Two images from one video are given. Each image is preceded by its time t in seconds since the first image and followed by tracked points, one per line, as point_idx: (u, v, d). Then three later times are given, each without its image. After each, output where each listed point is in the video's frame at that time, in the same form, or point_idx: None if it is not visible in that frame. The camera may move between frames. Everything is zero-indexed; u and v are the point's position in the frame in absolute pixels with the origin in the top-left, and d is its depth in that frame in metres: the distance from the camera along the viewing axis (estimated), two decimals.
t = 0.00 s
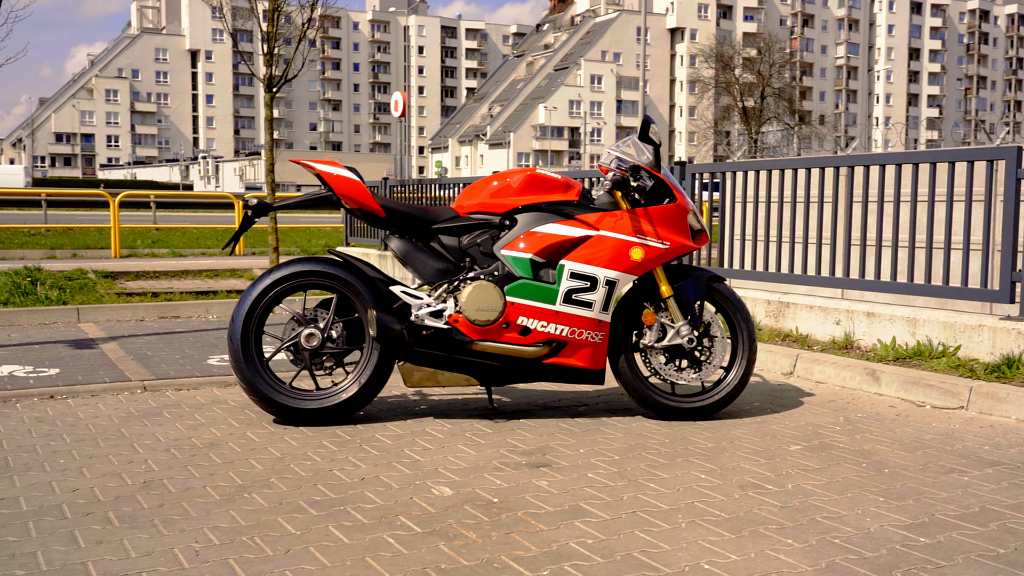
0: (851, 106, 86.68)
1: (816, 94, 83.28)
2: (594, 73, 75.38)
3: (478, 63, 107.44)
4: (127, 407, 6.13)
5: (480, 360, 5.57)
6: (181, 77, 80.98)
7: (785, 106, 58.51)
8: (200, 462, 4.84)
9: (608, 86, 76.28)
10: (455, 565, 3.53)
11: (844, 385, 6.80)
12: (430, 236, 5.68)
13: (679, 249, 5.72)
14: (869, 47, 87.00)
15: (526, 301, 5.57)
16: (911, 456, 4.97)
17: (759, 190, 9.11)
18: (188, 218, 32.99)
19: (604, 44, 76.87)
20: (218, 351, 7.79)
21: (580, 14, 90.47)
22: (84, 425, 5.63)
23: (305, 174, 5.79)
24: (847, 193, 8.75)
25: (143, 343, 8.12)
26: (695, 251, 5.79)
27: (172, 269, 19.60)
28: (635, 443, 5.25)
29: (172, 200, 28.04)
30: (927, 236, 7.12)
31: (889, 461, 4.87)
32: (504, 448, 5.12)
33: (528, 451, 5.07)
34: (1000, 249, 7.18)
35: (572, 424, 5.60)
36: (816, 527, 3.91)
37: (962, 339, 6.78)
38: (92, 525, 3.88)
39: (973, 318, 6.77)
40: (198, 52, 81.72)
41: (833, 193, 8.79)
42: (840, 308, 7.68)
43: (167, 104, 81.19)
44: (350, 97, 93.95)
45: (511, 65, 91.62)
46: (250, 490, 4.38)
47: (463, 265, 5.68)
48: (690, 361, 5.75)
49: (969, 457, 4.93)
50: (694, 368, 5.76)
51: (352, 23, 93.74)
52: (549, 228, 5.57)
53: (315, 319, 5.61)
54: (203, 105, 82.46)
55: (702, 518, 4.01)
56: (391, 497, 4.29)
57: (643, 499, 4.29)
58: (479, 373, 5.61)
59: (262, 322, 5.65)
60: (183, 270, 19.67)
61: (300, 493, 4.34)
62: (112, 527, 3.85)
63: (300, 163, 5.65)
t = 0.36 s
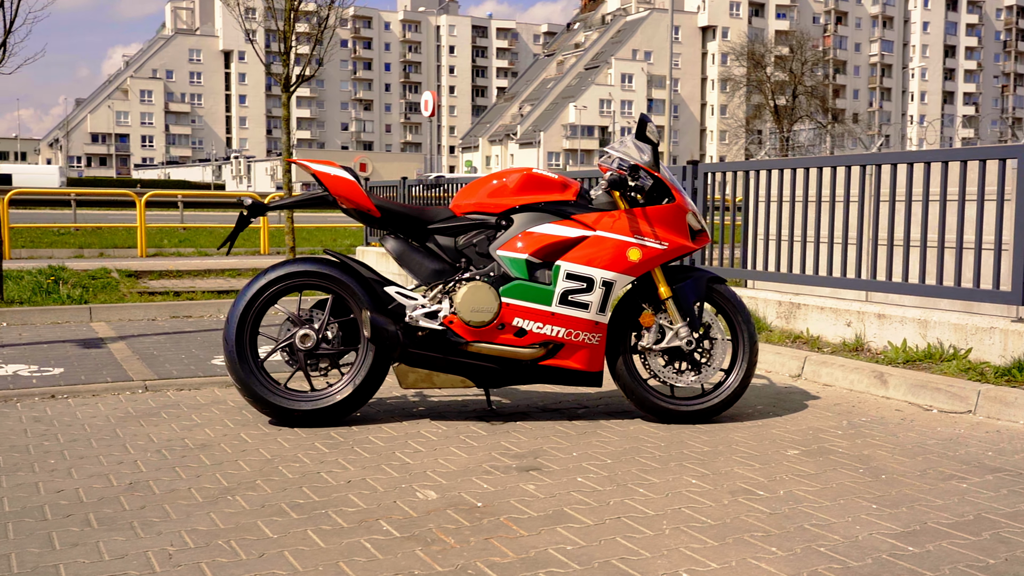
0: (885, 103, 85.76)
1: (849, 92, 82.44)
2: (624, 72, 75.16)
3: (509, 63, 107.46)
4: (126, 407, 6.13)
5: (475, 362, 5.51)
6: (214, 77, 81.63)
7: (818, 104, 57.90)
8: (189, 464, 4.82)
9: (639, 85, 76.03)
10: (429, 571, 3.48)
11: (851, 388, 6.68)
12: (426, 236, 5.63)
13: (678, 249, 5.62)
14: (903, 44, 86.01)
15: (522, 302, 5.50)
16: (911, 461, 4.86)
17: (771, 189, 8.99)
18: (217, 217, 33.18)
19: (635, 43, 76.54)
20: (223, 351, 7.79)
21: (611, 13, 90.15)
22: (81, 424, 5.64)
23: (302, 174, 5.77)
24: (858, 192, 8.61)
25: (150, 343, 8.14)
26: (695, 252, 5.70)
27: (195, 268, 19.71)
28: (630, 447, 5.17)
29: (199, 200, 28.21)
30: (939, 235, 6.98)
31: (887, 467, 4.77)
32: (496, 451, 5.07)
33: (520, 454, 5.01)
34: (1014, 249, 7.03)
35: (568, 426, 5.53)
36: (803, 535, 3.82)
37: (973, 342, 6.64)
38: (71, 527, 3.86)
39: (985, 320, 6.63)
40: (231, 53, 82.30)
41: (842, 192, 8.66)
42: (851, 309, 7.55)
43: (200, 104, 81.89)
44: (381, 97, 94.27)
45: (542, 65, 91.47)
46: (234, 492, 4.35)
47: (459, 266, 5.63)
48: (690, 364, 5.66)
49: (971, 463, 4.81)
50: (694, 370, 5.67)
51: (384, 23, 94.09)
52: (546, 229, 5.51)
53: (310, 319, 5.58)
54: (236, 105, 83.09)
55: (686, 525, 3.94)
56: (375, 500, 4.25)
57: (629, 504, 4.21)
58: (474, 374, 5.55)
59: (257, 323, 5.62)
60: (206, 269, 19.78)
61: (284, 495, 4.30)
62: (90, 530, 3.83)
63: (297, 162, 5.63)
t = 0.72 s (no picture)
0: (919, 102, 84.79)
1: (882, 91, 81.58)
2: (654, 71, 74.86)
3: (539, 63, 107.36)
4: (126, 408, 6.14)
5: (471, 365, 5.47)
6: (245, 79, 82.20)
7: (850, 103, 57.26)
8: (179, 466, 4.82)
9: (669, 84, 75.69)
10: None
11: (858, 392, 6.57)
12: (422, 237, 5.59)
13: (677, 251, 5.55)
14: (938, 43, 84.99)
15: (518, 305, 5.45)
16: (909, 468, 4.76)
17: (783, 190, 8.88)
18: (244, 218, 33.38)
19: (665, 42, 76.19)
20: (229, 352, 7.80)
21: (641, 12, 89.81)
22: (78, 425, 5.65)
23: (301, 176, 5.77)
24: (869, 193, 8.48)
25: (158, 344, 8.17)
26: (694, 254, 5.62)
27: (218, 269, 19.82)
28: (624, 452, 5.11)
29: (226, 201, 28.40)
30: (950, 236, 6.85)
31: (884, 474, 4.67)
32: (487, 455, 5.02)
33: (512, 459, 4.96)
34: None
35: (564, 430, 5.48)
36: (788, 544, 3.74)
37: (984, 346, 6.52)
38: (51, 530, 3.86)
39: (996, 323, 6.51)
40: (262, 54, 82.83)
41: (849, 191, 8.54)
42: (861, 312, 7.43)
43: (233, 105, 82.46)
44: (411, 98, 94.50)
45: (571, 65, 91.30)
46: (219, 495, 4.34)
47: (456, 268, 5.59)
48: (689, 367, 5.59)
49: (971, 471, 4.71)
50: (693, 373, 5.60)
51: (414, 23, 94.35)
52: (542, 231, 5.45)
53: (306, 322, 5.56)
54: (268, 106, 83.64)
55: (671, 532, 3.87)
56: (359, 504, 4.21)
57: (615, 511, 4.15)
58: (470, 378, 5.51)
59: (253, 324, 5.61)
60: (229, 269, 19.88)
61: (269, 499, 4.28)
62: (70, 532, 3.83)
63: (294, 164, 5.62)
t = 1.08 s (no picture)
0: (955, 101, 83.65)
1: (918, 90, 80.61)
2: (686, 71, 74.44)
3: (570, 62, 107.12)
4: (127, 408, 6.16)
5: (467, 368, 5.43)
6: (278, 80, 82.71)
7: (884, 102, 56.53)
8: (170, 467, 4.82)
9: (701, 84, 75.24)
10: None
11: (866, 396, 6.46)
12: (419, 239, 5.58)
13: (675, 253, 5.49)
14: (976, 40, 83.83)
15: (514, 307, 5.41)
16: (908, 475, 4.66)
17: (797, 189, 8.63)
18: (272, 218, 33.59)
19: (697, 41, 75.74)
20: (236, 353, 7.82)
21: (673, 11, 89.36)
22: (77, 425, 5.68)
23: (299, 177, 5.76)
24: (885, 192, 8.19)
25: (168, 344, 8.21)
26: (693, 256, 5.55)
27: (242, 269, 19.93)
28: (619, 456, 5.05)
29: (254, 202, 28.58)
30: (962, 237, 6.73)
31: (880, 481, 4.58)
32: (480, 459, 4.98)
33: (504, 462, 4.91)
34: None
35: (560, 434, 5.43)
36: (772, 552, 3.67)
37: (995, 350, 6.40)
38: (33, 531, 3.86)
39: (1008, 327, 6.38)
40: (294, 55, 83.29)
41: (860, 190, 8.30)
42: (872, 315, 7.32)
43: (266, 106, 82.98)
44: (442, 98, 94.63)
45: (603, 65, 91.03)
46: (205, 497, 4.33)
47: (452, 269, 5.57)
48: (688, 370, 5.53)
49: (971, 478, 4.60)
50: (692, 376, 5.54)
51: (445, 24, 94.50)
52: (538, 232, 5.41)
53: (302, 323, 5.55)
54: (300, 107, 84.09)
55: (654, 539, 3.82)
56: (343, 508, 4.19)
57: (601, 517, 4.10)
58: (466, 380, 5.47)
59: (251, 325, 5.60)
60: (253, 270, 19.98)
61: (254, 501, 4.27)
62: (52, 534, 3.83)
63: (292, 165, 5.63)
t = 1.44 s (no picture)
0: (996, 99, 82.39)
1: (957, 88, 79.47)
2: (721, 70, 73.97)
3: (605, 62, 106.82)
4: (132, 409, 6.20)
5: (465, 371, 5.40)
6: (313, 81, 83.27)
7: (923, 101, 55.73)
8: (165, 470, 4.83)
9: (737, 83, 74.73)
10: None
11: (876, 402, 6.35)
12: (419, 241, 5.55)
13: (676, 256, 5.42)
14: (1018, 37, 82.52)
15: (512, 310, 5.36)
16: (908, 483, 4.57)
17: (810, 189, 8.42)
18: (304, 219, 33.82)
19: (733, 40, 75.28)
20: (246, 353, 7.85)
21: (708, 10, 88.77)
22: (80, 426, 5.72)
23: (301, 179, 5.76)
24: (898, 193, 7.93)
25: (181, 345, 8.26)
26: (695, 259, 5.48)
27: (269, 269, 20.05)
28: (615, 462, 4.99)
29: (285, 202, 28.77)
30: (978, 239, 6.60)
31: (879, 489, 4.49)
32: (475, 463, 4.95)
33: (498, 467, 4.88)
34: None
35: (560, 438, 5.39)
36: (757, 562, 3.60)
37: (1009, 355, 6.27)
38: (20, 534, 3.88)
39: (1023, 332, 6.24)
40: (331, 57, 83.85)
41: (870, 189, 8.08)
42: (886, 318, 7.20)
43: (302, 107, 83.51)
44: (476, 98, 94.71)
45: (637, 64, 90.61)
46: (194, 500, 4.33)
47: (452, 272, 5.54)
48: (690, 375, 5.46)
49: (973, 487, 4.50)
50: (695, 381, 5.47)
51: (480, 24, 94.60)
52: (536, 235, 5.36)
53: (302, 326, 5.54)
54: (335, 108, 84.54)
55: (638, 547, 3.76)
56: (330, 512, 4.17)
57: (588, 524, 4.05)
58: (465, 384, 5.44)
59: (251, 327, 5.59)
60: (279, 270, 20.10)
61: (243, 505, 4.26)
62: (37, 536, 3.84)
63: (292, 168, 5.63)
